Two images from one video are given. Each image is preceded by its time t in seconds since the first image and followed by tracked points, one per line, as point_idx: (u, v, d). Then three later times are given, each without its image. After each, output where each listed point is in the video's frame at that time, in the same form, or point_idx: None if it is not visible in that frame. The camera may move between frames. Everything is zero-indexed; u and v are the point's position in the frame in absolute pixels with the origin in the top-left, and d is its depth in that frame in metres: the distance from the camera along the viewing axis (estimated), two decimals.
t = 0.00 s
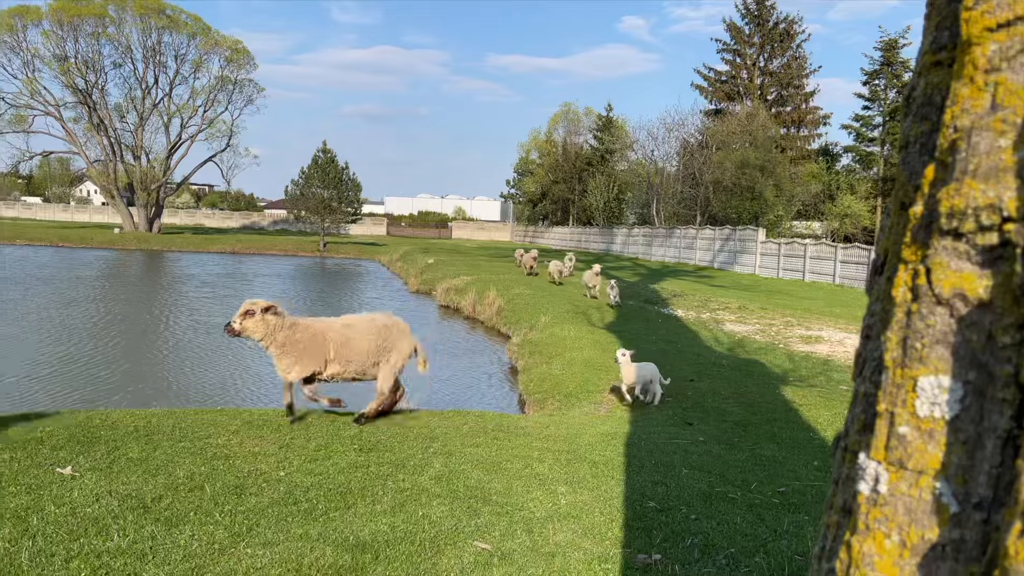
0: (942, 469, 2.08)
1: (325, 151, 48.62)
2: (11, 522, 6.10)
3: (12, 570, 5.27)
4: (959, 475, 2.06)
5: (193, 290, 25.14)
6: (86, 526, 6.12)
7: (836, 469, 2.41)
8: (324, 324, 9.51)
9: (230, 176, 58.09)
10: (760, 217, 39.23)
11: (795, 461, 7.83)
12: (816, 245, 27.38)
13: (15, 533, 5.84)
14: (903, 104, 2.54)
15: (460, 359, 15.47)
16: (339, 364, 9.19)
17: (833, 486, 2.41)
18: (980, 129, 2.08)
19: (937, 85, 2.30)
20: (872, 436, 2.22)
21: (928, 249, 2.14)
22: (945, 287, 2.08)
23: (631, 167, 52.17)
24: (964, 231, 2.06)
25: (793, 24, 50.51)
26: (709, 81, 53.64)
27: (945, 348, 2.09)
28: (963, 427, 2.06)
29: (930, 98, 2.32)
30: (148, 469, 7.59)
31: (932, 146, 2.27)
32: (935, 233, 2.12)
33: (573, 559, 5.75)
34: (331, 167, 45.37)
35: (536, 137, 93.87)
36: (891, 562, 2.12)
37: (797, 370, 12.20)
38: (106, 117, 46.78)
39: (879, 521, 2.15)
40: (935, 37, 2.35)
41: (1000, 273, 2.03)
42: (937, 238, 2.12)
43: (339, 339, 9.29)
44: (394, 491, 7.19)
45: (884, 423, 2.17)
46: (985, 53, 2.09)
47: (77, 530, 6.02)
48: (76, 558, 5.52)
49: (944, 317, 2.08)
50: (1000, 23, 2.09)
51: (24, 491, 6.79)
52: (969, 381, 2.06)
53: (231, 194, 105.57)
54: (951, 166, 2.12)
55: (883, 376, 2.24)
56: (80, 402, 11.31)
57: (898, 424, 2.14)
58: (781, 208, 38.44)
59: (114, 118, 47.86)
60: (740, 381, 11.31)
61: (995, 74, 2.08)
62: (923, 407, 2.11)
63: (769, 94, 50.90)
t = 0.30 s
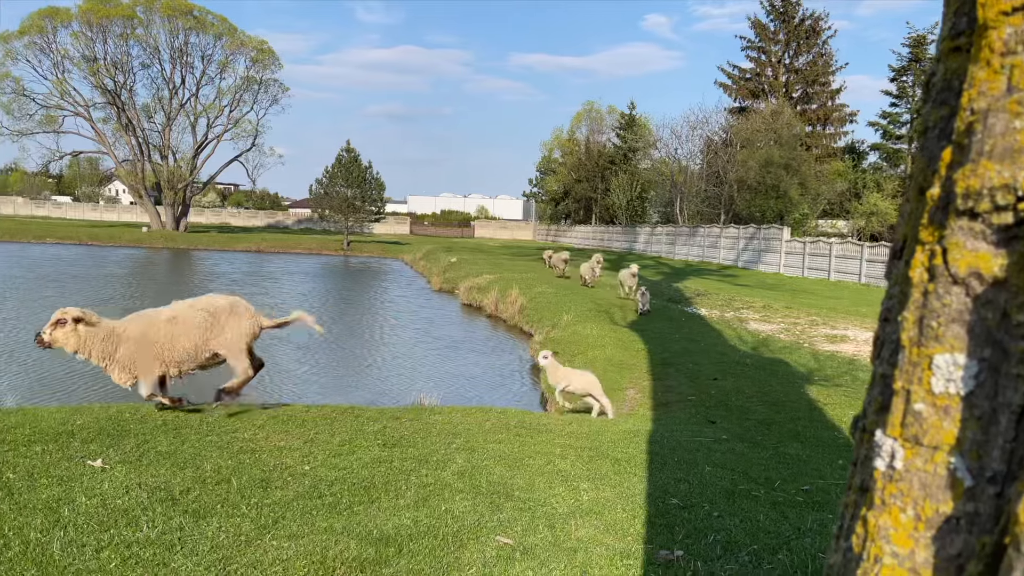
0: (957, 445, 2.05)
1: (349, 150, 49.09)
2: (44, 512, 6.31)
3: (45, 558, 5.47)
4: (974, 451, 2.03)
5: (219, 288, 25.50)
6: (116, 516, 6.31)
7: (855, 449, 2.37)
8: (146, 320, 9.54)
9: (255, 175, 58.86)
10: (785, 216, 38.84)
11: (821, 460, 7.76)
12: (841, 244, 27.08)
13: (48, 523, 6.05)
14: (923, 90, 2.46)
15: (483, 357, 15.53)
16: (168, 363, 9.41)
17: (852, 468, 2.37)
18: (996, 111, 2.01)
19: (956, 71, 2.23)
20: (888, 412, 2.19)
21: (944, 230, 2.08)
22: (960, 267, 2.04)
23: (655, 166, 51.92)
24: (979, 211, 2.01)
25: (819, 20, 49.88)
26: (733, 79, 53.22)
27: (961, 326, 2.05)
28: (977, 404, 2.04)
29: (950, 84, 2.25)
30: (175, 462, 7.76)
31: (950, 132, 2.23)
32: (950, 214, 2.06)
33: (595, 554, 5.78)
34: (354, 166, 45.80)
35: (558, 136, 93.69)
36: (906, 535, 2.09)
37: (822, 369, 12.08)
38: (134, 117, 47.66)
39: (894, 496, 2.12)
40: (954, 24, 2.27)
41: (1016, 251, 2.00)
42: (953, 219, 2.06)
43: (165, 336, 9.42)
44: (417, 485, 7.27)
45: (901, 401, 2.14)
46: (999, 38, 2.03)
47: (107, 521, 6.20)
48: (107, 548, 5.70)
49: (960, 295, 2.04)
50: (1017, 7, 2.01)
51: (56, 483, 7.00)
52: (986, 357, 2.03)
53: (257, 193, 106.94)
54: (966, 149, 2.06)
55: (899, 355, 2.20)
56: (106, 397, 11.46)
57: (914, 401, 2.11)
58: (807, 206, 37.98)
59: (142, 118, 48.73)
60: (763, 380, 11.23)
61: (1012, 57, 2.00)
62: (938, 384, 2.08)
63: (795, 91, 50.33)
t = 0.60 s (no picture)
0: (975, 437, 2.05)
1: (372, 149, 49.48)
2: (75, 505, 6.50)
3: (77, 550, 5.66)
4: (992, 442, 2.03)
5: (245, 286, 25.88)
6: (144, 509, 6.49)
7: (873, 443, 2.36)
8: None
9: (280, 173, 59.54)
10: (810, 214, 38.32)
11: (845, 460, 7.69)
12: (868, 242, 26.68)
13: (78, 516, 6.24)
14: (944, 83, 2.43)
15: (504, 356, 15.56)
16: None
17: (869, 461, 2.36)
18: (1015, 105, 2.00)
19: (975, 64, 2.20)
20: (907, 404, 2.18)
21: (963, 224, 2.07)
22: (979, 260, 2.03)
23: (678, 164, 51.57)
24: (998, 205, 2.00)
25: (846, 16, 49.16)
26: (758, 76, 52.68)
27: (980, 319, 2.04)
28: (996, 396, 2.03)
29: (969, 78, 2.23)
30: (202, 456, 7.92)
31: (972, 124, 2.20)
32: (969, 208, 2.05)
33: (617, 552, 5.81)
34: (377, 164, 46.13)
35: (581, 134, 93.44)
36: (923, 527, 2.09)
37: (848, 368, 11.93)
38: (162, 117, 48.53)
39: (912, 488, 2.12)
40: (975, 17, 2.24)
41: None
42: (972, 213, 2.05)
43: None
44: (439, 482, 7.35)
45: (918, 393, 2.14)
46: (1019, 31, 2.00)
47: (136, 514, 6.39)
48: (136, 541, 5.87)
49: (979, 289, 2.03)
50: None
51: (86, 476, 7.20)
52: (1004, 350, 2.02)
53: (282, 192, 108.23)
54: (986, 142, 2.04)
55: (917, 348, 2.19)
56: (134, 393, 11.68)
57: (932, 393, 2.10)
58: (833, 204, 37.44)
59: (170, 118, 49.55)
60: (788, 379, 11.12)
61: None
62: (957, 376, 2.07)
63: (821, 88, 49.68)
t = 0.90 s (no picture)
0: (1002, 430, 2.05)
1: (394, 147, 49.79)
2: (104, 497, 6.71)
3: (105, 541, 5.83)
4: (1020, 436, 2.02)
5: (270, 283, 26.23)
6: (171, 503, 6.66)
7: (899, 436, 2.36)
8: None
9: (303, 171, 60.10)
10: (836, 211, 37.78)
11: (870, 459, 7.62)
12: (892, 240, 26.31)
13: (107, 508, 6.44)
14: (973, 75, 2.41)
15: (526, 353, 15.60)
16: None
17: (895, 456, 2.36)
18: None
19: (1005, 56, 2.18)
20: (933, 398, 2.19)
21: (992, 216, 2.06)
22: (1007, 253, 2.02)
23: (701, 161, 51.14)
24: None
25: (873, 10, 48.35)
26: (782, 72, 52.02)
27: (1008, 313, 2.04)
28: None
29: (998, 70, 2.21)
30: (227, 451, 8.08)
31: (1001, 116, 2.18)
32: (998, 202, 2.04)
33: (639, 549, 5.84)
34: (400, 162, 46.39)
35: (603, 131, 92.99)
36: (950, 520, 2.10)
37: (873, 367, 11.79)
38: (187, 116, 49.23)
39: (939, 482, 2.13)
40: (1004, 9, 2.22)
41: None
42: (1000, 205, 2.04)
43: None
44: (461, 478, 7.41)
45: (944, 386, 2.14)
46: None
47: (163, 507, 6.56)
48: (163, 533, 6.03)
49: (1007, 282, 2.02)
50: None
51: (114, 469, 7.39)
52: None
53: (306, 190, 109.24)
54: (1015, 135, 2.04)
55: (943, 342, 2.19)
56: (157, 389, 11.84)
57: (958, 387, 2.10)
58: (859, 201, 36.88)
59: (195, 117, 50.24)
60: (812, 377, 11.04)
61: None
62: (984, 369, 2.07)
63: (847, 84, 48.95)
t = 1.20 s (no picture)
0: None
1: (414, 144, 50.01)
2: (128, 492, 6.92)
3: (129, 536, 6.03)
4: None
5: (292, 279, 26.52)
6: (193, 497, 6.84)
7: (921, 440, 2.35)
8: None
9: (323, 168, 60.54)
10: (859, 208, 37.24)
11: (892, 459, 7.55)
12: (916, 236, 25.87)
13: (131, 503, 6.66)
14: (998, 75, 2.38)
15: (546, 350, 15.63)
16: None
17: (916, 459, 2.35)
18: None
19: None
20: (955, 402, 2.18)
21: (1015, 219, 2.04)
22: None
23: (723, 157, 50.71)
24: None
25: (898, 4, 47.55)
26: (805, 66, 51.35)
27: None
28: None
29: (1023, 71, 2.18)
30: (248, 446, 8.21)
31: None
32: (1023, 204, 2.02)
33: (658, 548, 5.86)
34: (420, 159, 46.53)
35: (623, 127, 92.50)
36: (971, 527, 2.09)
37: (896, 365, 11.65)
38: (210, 113, 49.79)
39: (959, 487, 2.13)
40: None
41: None
42: None
43: None
44: (480, 474, 7.46)
45: (967, 391, 2.13)
46: None
47: (185, 501, 6.75)
48: (185, 528, 6.22)
49: None
50: None
51: (138, 464, 7.59)
52: None
53: (326, 187, 110.08)
54: None
55: (965, 345, 2.18)
56: (179, 384, 12.03)
57: (981, 392, 2.10)
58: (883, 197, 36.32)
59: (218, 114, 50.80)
60: (834, 375, 10.95)
61: None
62: (1007, 375, 2.06)
63: (870, 79, 48.24)
